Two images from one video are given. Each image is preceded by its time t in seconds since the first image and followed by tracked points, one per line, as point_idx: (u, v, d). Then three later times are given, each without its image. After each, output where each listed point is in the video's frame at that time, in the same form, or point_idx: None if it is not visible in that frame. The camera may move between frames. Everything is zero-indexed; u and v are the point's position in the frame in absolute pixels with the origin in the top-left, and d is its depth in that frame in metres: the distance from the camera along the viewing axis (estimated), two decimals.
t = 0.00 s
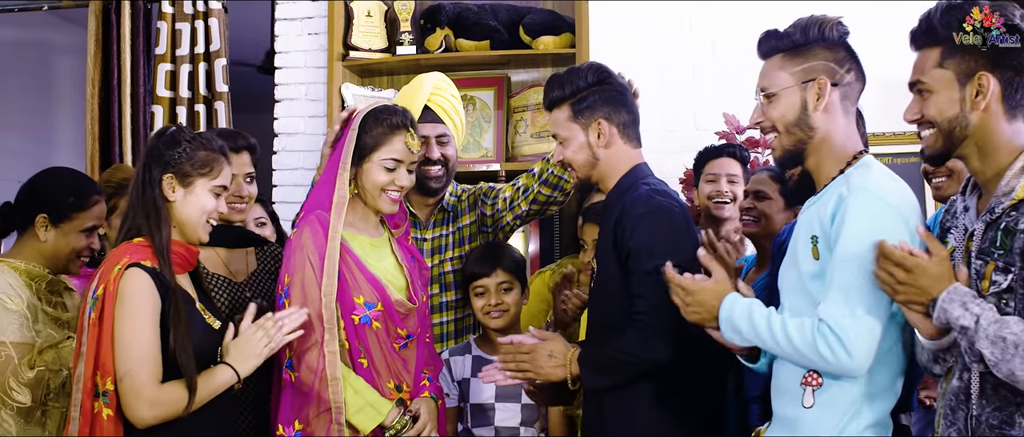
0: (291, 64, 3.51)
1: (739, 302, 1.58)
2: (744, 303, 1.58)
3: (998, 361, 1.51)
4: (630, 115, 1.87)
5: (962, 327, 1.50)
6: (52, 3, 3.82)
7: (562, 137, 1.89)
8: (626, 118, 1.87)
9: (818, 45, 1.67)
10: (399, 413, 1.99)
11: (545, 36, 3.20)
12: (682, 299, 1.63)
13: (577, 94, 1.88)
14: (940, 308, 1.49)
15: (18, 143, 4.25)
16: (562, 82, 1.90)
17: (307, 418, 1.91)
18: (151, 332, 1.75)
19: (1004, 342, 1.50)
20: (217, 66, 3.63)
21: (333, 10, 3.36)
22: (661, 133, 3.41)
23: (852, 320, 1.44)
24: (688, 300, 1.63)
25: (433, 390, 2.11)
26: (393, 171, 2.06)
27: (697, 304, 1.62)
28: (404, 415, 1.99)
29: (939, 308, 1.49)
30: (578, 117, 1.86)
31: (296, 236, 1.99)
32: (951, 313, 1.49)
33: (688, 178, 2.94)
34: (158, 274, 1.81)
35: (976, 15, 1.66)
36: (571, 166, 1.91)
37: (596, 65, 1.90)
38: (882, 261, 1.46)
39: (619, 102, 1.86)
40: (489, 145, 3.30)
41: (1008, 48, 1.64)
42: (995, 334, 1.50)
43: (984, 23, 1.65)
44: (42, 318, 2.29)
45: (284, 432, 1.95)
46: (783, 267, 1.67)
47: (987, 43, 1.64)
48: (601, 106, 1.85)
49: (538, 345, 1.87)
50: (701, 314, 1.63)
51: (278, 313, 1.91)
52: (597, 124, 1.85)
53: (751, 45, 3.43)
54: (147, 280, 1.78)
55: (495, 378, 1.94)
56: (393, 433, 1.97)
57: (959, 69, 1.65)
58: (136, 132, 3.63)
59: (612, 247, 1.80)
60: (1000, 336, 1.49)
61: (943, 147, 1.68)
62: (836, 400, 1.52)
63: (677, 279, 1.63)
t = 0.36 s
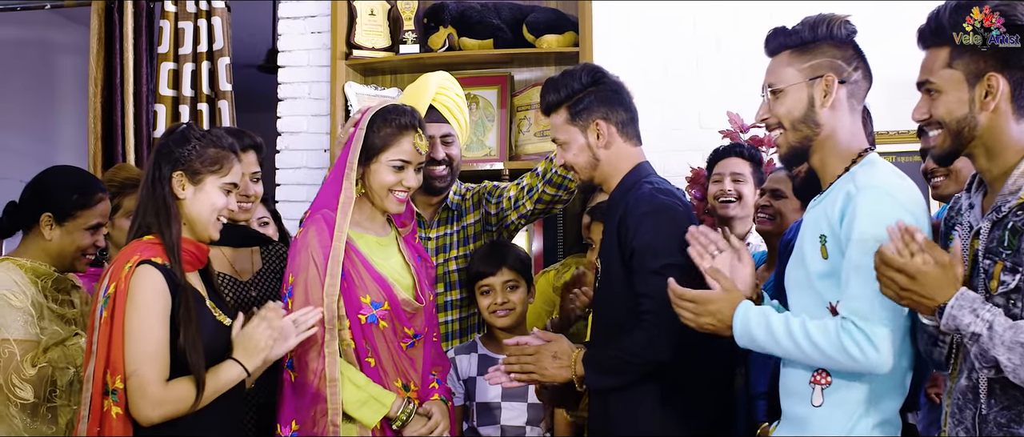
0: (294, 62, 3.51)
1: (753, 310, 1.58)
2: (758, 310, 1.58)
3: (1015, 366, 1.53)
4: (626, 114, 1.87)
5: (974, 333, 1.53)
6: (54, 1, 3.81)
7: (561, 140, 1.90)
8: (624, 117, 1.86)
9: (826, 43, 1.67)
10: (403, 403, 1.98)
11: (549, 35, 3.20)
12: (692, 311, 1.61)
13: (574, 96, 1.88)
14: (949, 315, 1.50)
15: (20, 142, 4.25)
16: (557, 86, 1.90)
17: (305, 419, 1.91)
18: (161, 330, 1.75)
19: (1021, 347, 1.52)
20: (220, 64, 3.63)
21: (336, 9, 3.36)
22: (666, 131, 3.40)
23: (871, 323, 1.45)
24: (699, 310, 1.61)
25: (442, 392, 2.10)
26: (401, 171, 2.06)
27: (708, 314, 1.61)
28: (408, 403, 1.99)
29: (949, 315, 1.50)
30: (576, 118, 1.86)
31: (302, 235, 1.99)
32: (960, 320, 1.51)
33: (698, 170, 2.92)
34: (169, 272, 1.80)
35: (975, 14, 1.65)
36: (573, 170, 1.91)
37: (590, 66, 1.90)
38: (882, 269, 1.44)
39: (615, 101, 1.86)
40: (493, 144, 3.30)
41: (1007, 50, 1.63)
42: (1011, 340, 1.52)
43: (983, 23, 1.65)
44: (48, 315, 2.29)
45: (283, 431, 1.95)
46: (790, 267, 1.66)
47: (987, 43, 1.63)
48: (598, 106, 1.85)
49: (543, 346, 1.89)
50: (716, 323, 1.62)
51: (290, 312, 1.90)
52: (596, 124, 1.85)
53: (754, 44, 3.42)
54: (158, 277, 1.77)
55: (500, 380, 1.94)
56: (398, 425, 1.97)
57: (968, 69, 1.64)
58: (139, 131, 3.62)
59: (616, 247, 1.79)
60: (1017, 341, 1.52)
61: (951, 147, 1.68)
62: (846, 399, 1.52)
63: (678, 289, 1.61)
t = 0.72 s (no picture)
0: (297, 63, 3.52)
1: (754, 303, 1.58)
2: (759, 305, 1.58)
3: (1015, 362, 1.52)
4: (623, 114, 1.85)
5: (977, 329, 1.52)
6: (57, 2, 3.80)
7: (562, 150, 1.88)
8: (619, 117, 1.84)
9: (829, 44, 1.67)
10: (410, 402, 1.97)
11: (551, 35, 3.20)
12: (696, 303, 1.63)
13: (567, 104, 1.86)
14: (955, 309, 1.50)
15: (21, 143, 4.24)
16: (548, 97, 1.89)
17: (305, 420, 1.91)
18: (164, 327, 1.74)
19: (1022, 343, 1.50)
20: (222, 65, 3.62)
21: (339, 10, 3.36)
22: (669, 133, 3.40)
23: (868, 321, 1.44)
24: (702, 304, 1.63)
25: (452, 398, 2.08)
26: (406, 172, 2.06)
27: (712, 307, 1.63)
28: (414, 403, 1.98)
29: (955, 309, 1.50)
30: (572, 126, 1.84)
31: (308, 235, 1.98)
32: (966, 314, 1.50)
33: (706, 169, 2.90)
34: (172, 268, 1.80)
35: (976, 14, 1.67)
36: (578, 177, 1.90)
37: (576, 72, 1.88)
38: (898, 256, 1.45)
39: (608, 102, 1.84)
40: (495, 145, 3.30)
41: (1006, 48, 1.64)
42: (1011, 335, 1.51)
43: (983, 23, 1.66)
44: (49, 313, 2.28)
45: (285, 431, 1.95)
46: (797, 267, 1.66)
47: (987, 43, 1.64)
48: (591, 110, 1.83)
49: (548, 349, 1.89)
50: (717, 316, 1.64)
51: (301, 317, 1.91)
52: (593, 129, 1.83)
53: (757, 44, 3.42)
54: (161, 274, 1.77)
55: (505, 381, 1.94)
56: (405, 424, 1.96)
57: (975, 72, 1.64)
58: (141, 132, 3.62)
59: (619, 249, 1.79)
60: (1017, 338, 1.51)
61: (958, 150, 1.67)
62: (852, 399, 1.52)
63: (683, 284, 1.63)
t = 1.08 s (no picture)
0: (299, 62, 3.51)
1: (757, 301, 1.56)
2: (762, 303, 1.56)
3: None
4: (613, 113, 1.84)
5: (988, 335, 1.54)
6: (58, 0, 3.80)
7: (558, 157, 1.87)
8: (611, 118, 1.83)
9: (832, 42, 1.67)
10: (415, 403, 1.98)
11: (554, 34, 3.20)
12: (698, 299, 1.61)
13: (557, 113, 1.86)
14: (966, 316, 1.51)
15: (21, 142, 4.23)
16: (538, 107, 1.89)
17: (315, 418, 1.90)
18: (165, 328, 1.75)
19: None
20: (224, 64, 3.62)
21: (341, 9, 3.36)
22: (672, 131, 3.41)
23: (873, 319, 1.45)
24: (705, 298, 1.61)
25: (459, 398, 2.08)
26: (413, 172, 2.06)
27: (714, 302, 1.60)
28: (420, 403, 1.98)
29: (965, 317, 1.51)
30: (564, 132, 1.83)
31: (316, 233, 1.99)
32: (975, 321, 1.52)
33: (709, 168, 2.91)
34: (173, 269, 1.80)
35: (976, 15, 1.66)
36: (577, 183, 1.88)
37: (562, 78, 1.88)
38: (898, 270, 1.44)
39: (598, 103, 1.83)
40: (498, 144, 3.30)
41: (1007, 49, 1.64)
42: None
43: (983, 23, 1.66)
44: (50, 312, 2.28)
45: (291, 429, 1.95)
46: (801, 266, 1.66)
47: (987, 43, 1.65)
48: (582, 114, 1.82)
49: (553, 347, 1.89)
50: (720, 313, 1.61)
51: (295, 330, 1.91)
52: (585, 135, 1.82)
53: (760, 43, 3.42)
54: (162, 275, 1.77)
55: (510, 377, 1.94)
56: (412, 425, 1.97)
57: (980, 72, 1.65)
58: (142, 130, 3.62)
59: (618, 248, 1.78)
60: None
61: (963, 151, 1.68)
62: (856, 398, 1.53)
63: (684, 280, 1.62)
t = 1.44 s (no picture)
0: (301, 62, 3.51)
1: (768, 312, 1.57)
2: (773, 312, 1.57)
3: None
4: (597, 119, 1.83)
5: (993, 331, 1.51)
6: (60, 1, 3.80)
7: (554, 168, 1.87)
8: (600, 121, 1.83)
9: (834, 43, 1.66)
10: (422, 407, 1.97)
11: (556, 34, 3.20)
12: (708, 312, 1.62)
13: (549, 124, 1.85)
14: (971, 312, 1.50)
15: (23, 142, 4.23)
16: (531, 120, 1.89)
17: (323, 419, 1.91)
18: (162, 327, 1.74)
19: None
20: (226, 64, 3.62)
21: (343, 9, 3.35)
22: (673, 131, 3.42)
23: (890, 320, 1.45)
24: (714, 313, 1.62)
25: (463, 402, 2.07)
26: (420, 171, 2.06)
27: (726, 317, 1.61)
28: (427, 408, 1.98)
29: (971, 313, 1.50)
30: (555, 141, 1.83)
31: (322, 232, 1.99)
32: (981, 318, 1.50)
33: (712, 168, 2.93)
34: (175, 269, 1.80)
35: (975, 14, 1.67)
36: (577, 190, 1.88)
37: (552, 87, 1.87)
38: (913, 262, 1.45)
39: (585, 108, 1.83)
40: (500, 143, 3.29)
41: (1008, 48, 1.64)
42: None
43: (983, 23, 1.66)
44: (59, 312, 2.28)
45: (298, 429, 1.95)
46: (804, 266, 1.66)
47: (987, 43, 1.65)
48: (572, 120, 1.82)
49: (565, 333, 1.88)
50: (729, 325, 1.62)
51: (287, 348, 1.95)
52: (577, 141, 1.81)
53: (762, 44, 3.42)
54: (165, 274, 1.77)
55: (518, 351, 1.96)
56: (417, 430, 1.96)
57: (986, 71, 1.65)
58: (144, 130, 3.61)
59: (617, 249, 1.78)
60: None
61: (968, 149, 1.68)
62: (862, 397, 1.53)
63: (695, 294, 1.62)
